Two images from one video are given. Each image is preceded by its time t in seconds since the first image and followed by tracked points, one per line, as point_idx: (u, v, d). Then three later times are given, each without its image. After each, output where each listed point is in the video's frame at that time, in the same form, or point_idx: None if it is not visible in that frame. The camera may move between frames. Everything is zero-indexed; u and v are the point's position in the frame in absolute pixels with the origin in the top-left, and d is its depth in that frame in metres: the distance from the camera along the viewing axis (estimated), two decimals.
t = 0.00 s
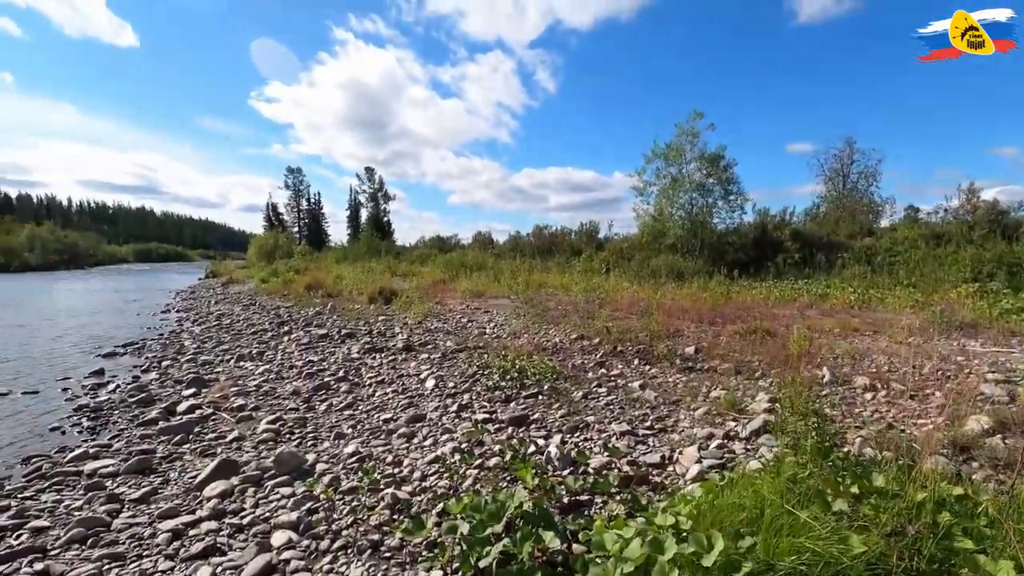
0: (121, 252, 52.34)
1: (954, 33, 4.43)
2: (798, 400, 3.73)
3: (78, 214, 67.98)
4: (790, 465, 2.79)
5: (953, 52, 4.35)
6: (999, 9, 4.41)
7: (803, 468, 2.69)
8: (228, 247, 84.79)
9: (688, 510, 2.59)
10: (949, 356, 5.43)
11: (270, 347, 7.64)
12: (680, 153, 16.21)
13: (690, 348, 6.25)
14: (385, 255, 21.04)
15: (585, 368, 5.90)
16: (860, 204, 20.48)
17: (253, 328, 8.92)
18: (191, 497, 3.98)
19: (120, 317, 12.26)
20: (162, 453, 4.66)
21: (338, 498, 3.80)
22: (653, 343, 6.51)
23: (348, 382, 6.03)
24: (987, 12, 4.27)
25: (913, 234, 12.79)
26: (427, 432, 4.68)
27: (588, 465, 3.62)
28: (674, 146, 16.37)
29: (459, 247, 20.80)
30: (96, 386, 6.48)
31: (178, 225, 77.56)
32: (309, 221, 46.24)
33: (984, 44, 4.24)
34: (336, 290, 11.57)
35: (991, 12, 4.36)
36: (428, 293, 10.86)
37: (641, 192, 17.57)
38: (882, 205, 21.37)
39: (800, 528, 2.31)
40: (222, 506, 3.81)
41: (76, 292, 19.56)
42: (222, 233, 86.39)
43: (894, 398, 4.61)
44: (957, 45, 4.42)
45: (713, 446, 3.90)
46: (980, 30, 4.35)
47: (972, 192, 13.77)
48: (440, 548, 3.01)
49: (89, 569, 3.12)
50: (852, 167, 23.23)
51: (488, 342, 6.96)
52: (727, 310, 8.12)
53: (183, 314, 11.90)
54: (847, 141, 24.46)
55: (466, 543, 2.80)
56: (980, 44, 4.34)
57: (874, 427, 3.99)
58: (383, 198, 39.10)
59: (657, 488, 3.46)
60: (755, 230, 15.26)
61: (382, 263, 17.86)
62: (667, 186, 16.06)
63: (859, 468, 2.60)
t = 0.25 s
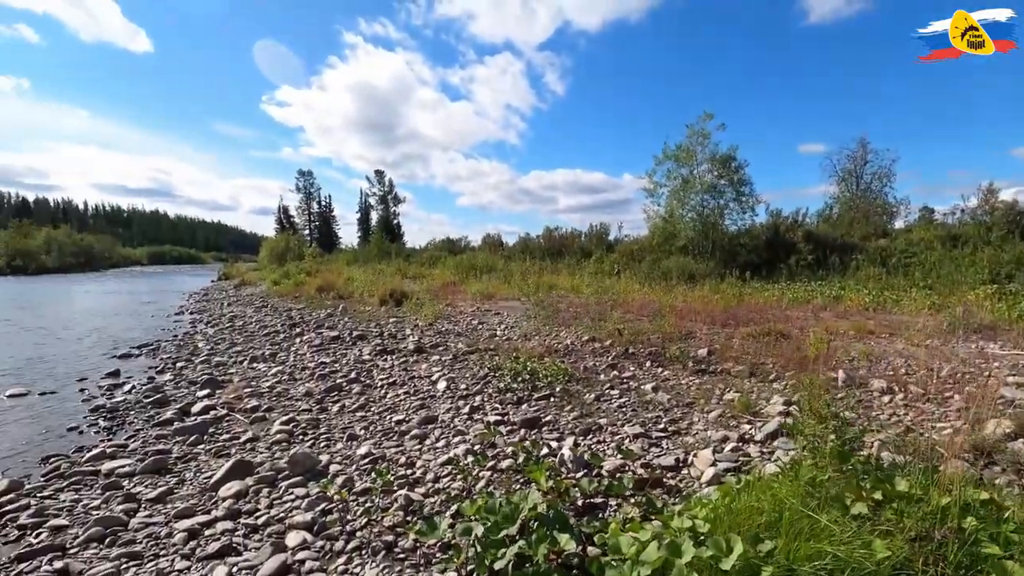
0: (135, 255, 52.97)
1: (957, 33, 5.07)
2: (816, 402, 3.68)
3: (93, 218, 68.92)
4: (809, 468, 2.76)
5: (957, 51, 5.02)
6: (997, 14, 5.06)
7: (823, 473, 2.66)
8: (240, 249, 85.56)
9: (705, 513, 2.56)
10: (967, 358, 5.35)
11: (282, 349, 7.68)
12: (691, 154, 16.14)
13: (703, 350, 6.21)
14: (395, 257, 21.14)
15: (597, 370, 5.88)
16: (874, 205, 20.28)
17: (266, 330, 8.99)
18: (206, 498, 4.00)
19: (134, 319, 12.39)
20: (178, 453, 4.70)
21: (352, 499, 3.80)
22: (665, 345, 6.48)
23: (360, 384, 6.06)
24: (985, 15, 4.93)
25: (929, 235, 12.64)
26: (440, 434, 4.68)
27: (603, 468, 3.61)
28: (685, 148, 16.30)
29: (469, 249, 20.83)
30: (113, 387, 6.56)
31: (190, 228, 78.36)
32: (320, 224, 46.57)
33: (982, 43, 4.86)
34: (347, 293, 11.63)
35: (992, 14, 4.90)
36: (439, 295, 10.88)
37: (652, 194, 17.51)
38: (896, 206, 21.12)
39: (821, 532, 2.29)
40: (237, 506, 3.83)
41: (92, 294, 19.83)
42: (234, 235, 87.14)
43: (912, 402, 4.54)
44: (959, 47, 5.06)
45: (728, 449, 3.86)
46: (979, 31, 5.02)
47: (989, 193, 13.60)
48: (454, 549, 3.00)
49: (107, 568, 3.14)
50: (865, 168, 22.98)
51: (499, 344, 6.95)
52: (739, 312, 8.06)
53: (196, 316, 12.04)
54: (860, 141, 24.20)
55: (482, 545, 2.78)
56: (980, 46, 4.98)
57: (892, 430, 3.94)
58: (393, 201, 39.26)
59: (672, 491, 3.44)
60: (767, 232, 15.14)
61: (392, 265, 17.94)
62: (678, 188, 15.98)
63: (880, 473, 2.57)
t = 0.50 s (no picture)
0: (146, 250, 53.49)
1: (957, 34, 4.95)
2: (828, 400, 3.65)
3: (105, 214, 69.64)
4: (823, 466, 2.74)
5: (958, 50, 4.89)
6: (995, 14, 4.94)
7: (837, 472, 2.65)
8: (249, 245, 86.15)
9: (717, 510, 2.55)
10: (983, 356, 5.28)
11: (293, 344, 7.73)
12: (701, 150, 16.01)
13: (713, 346, 6.18)
14: (403, 253, 21.19)
15: (607, 366, 5.87)
16: (887, 201, 20.04)
17: (276, 325, 9.05)
18: (219, 491, 4.04)
19: (146, 314, 12.52)
20: (190, 447, 4.75)
21: (363, 494, 3.83)
22: (675, 341, 6.45)
23: (370, 379, 6.09)
24: (984, 16, 4.81)
25: (943, 231, 12.48)
26: (450, 429, 4.70)
27: (614, 464, 3.60)
28: (694, 143, 16.18)
29: (477, 245, 20.84)
30: (126, 381, 6.63)
31: (200, 224, 78.97)
32: (329, 220, 46.72)
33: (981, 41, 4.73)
34: (357, 288, 11.68)
35: (991, 14, 4.71)
36: (448, 291, 10.90)
37: (661, 190, 17.41)
38: (910, 201, 20.85)
39: (836, 530, 2.27)
40: (249, 500, 3.87)
41: (105, 289, 20.07)
42: (243, 231, 87.72)
43: (926, 399, 4.49)
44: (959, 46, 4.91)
45: (739, 446, 3.84)
46: (979, 31, 4.90)
47: (1005, 188, 13.39)
48: (465, 545, 3.01)
49: (122, 560, 3.18)
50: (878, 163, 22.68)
51: (508, 340, 6.96)
52: (750, 308, 8.01)
53: (207, 311, 12.14)
54: (873, 136, 23.89)
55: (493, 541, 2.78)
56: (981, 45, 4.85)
57: (907, 428, 3.90)
58: (401, 197, 39.34)
59: (683, 487, 3.42)
60: (777, 228, 15.01)
61: (401, 261, 17.98)
62: (688, 183, 15.87)
63: (895, 471, 2.55)
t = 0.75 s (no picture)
0: (180, 245, 55.15)
1: (955, 34, 4.32)
2: (861, 402, 3.55)
3: (141, 209, 72.03)
4: (855, 469, 2.67)
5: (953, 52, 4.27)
6: (1001, 13, 4.33)
7: (870, 475, 2.58)
8: (278, 240, 88.03)
9: (743, 511, 2.51)
10: None
11: (320, 338, 7.88)
12: (729, 145, 15.69)
13: (740, 345, 6.07)
14: (428, 249, 21.36)
15: (631, 364, 5.83)
16: (925, 197, 19.33)
17: (304, 319, 9.23)
18: (248, 480, 4.16)
19: (180, 307, 12.92)
20: (221, 436, 4.89)
21: (387, 486, 3.88)
22: (700, 340, 6.35)
23: (395, 373, 6.17)
24: (987, 12, 4.19)
25: (985, 228, 11.98)
26: (473, 424, 4.73)
27: (637, 462, 3.58)
28: (722, 138, 15.86)
29: (501, 241, 20.88)
30: (161, 371, 6.86)
31: (231, 219, 81.00)
32: (355, 216, 47.41)
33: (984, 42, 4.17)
34: (382, 283, 11.83)
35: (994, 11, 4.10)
36: (471, 287, 10.95)
37: (688, 186, 17.14)
38: (950, 197, 20.07)
39: (867, 535, 2.21)
40: (277, 489, 3.96)
41: (142, 282, 20.80)
42: (272, 227, 89.68)
43: (964, 403, 4.33)
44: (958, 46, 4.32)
45: (767, 447, 3.77)
46: (981, 30, 4.26)
47: None
48: (487, 539, 3.03)
49: (157, 544, 3.30)
50: (915, 157, 21.89)
51: (531, 336, 6.96)
52: (779, 307, 7.83)
53: (238, 305, 12.46)
54: (911, 130, 23.05)
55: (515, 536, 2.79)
56: (982, 45, 4.22)
57: (944, 432, 3.76)
58: (426, 193, 39.64)
59: (708, 487, 3.38)
60: (808, 224, 14.63)
61: (425, 257, 18.14)
62: (715, 179, 15.57)
63: (931, 476, 2.47)
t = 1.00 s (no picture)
0: (223, 246, 57.28)
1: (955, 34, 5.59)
2: (905, 407, 3.42)
3: (188, 212, 75.14)
4: (896, 478, 2.58)
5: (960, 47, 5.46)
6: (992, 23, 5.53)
7: (912, 485, 2.49)
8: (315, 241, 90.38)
9: (777, 518, 2.45)
10: None
11: (354, 336, 8.07)
12: (767, 141, 15.26)
13: (778, 347, 5.91)
14: (460, 249, 21.55)
15: (663, 365, 5.75)
16: (979, 192, 18.36)
17: (339, 318, 9.47)
18: (284, 475, 4.30)
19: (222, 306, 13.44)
20: (260, 432, 5.08)
21: (418, 484, 3.95)
22: (736, 341, 6.21)
23: (427, 372, 6.27)
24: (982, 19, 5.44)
25: None
26: (502, 424, 4.76)
27: (668, 466, 3.54)
28: (759, 135, 15.44)
29: (533, 241, 20.88)
30: (204, 368, 7.16)
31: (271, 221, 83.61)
32: (389, 216, 48.22)
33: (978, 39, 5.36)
34: (415, 283, 12.02)
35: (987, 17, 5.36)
36: (503, 287, 11.02)
37: (723, 184, 16.76)
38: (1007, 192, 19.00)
39: (908, 547, 2.13)
40: (312, 484, 4.09)
41: (188, 282, 21.71)
42: (310, 228, 92.12)
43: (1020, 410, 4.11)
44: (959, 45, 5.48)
45: (804, 453, 3.66)
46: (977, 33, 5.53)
47: None
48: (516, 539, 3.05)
49: (199, 534, 3.46)
50: (968, 150, 20.85)
51: (562, 337, 6.95)
52: (819, 308, 7.58)
53: (277, 304, 12.87)
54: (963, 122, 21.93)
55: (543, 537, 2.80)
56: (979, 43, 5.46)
57: (997, 440, 3.58)
58: (458, 193, 39.98)
59: (742, 493, 3.31)
60: (851, 222, 14.10)
61: (457, 257, 18.31)
62: (752, 177, 15.16)
63: (979, 486, 2.37)
